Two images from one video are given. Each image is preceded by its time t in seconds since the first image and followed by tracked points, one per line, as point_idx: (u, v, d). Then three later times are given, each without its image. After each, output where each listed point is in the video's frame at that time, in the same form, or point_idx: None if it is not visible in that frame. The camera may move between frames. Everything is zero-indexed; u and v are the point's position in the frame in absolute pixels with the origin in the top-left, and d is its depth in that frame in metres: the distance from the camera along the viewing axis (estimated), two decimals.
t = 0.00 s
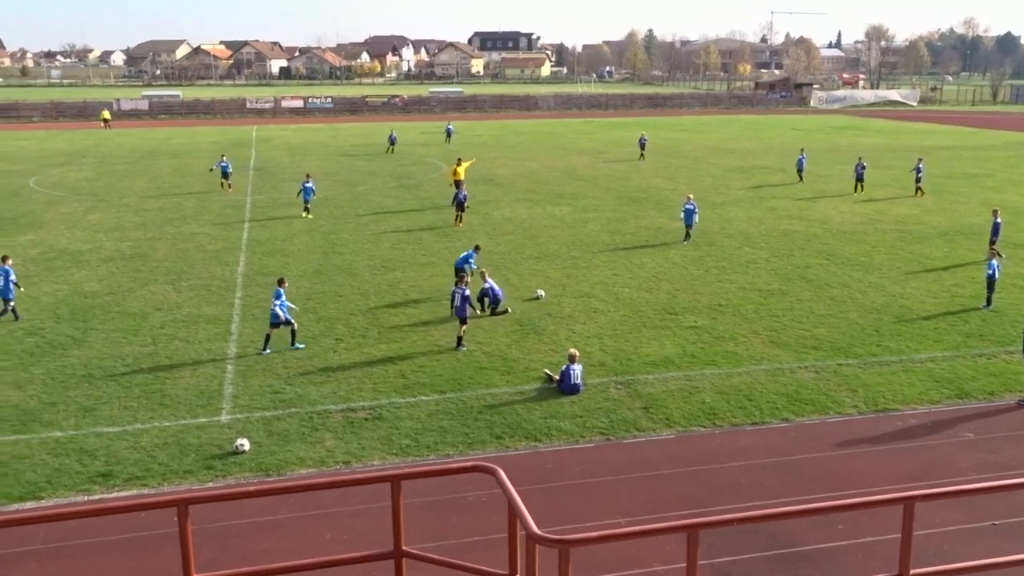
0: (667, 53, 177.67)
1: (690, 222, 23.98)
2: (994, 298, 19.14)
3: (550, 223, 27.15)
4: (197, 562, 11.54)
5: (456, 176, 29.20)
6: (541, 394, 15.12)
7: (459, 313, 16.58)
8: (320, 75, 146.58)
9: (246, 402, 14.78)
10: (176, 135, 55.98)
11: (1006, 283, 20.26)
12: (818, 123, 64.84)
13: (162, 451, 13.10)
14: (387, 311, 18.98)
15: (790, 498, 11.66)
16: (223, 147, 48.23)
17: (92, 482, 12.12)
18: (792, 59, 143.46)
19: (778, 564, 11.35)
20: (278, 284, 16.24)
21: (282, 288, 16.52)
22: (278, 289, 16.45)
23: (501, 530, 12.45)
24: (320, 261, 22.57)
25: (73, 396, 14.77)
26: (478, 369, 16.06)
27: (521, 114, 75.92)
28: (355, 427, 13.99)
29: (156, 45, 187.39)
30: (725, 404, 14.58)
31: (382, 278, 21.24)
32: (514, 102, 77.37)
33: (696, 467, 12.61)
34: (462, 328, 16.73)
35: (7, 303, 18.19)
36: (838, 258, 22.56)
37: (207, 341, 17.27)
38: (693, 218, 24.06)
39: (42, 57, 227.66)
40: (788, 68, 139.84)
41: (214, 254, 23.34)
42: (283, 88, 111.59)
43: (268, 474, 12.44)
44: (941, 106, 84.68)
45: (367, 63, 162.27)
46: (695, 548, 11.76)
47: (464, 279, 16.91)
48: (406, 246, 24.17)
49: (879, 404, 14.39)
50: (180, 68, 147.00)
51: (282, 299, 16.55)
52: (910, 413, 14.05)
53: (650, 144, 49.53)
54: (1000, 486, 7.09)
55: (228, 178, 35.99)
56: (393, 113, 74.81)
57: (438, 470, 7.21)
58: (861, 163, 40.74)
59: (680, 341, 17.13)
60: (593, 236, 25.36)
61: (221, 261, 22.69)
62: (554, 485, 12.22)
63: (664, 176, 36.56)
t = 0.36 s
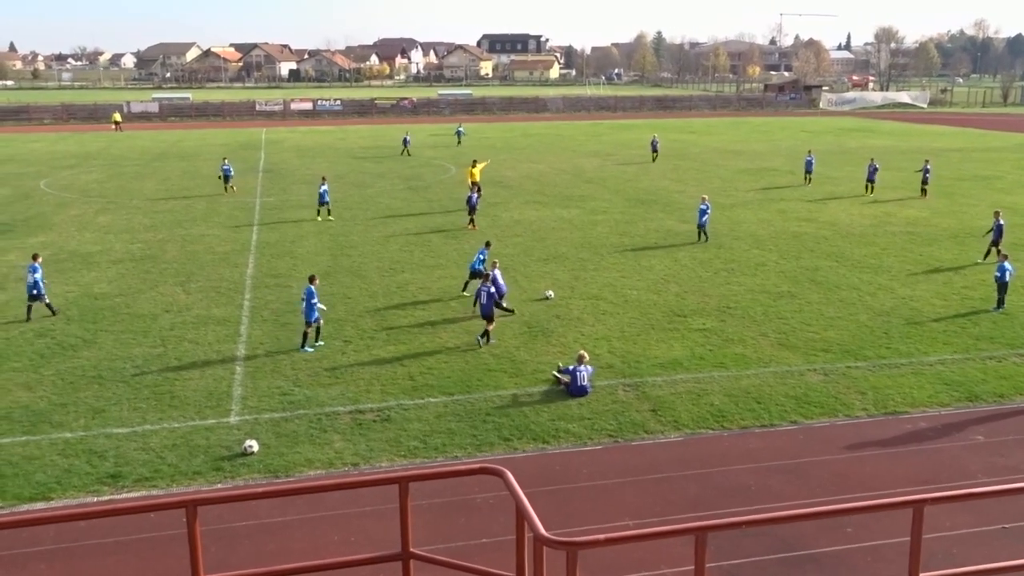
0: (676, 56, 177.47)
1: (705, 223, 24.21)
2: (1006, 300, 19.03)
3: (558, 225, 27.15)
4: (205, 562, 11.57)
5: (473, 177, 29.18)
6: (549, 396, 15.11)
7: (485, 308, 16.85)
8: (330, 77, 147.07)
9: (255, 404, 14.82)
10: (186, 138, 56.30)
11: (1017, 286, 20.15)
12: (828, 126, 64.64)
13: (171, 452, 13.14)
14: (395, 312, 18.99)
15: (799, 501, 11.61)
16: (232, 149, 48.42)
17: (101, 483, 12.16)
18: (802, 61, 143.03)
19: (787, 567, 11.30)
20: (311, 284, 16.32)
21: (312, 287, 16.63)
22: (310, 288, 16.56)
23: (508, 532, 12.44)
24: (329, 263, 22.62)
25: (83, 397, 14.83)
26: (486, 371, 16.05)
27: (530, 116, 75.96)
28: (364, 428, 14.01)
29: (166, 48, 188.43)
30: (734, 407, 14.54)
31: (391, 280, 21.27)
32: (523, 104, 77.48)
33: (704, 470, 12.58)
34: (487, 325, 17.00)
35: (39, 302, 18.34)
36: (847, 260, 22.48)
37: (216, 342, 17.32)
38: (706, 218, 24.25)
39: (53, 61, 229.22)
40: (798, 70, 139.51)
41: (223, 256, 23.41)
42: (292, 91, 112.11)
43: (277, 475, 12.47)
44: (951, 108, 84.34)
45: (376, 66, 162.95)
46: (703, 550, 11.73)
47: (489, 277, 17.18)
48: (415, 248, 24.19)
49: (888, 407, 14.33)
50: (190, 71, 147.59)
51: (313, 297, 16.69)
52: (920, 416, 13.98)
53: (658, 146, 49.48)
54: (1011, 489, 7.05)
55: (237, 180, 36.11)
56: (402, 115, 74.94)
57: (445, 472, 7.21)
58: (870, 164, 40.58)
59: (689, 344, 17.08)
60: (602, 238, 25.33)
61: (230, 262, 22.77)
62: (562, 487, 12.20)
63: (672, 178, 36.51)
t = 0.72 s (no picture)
0: (680, 57, 177.38)
1: (718, 223, 24.19)
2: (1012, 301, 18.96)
3: (563, 227, 27.14)
4: (209, 564, 11.58)
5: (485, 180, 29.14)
6: (554, 398, 15.10)
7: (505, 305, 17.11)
8: (334, 79, 147.33)
9: (260, 406, 14.83)
10: (191, 140, 56.42)
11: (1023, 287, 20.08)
12: (832, 127, 64.56)
13: (176, 453, 13.16)
14: (399, 314, 19.00)
15: (804, 503, 11.58)
16: (236, 152, 48.49)
17: (106, 485, 12.18)
18: (807, 62, 142.84)
19: (791, 569, 11.27)
20: (340, 281, 16.54)
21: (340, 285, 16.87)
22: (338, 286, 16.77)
23: (512, 534, 12.43)
24: (333, 265, 22.63)
25: (88, 399, 14.86)
26: (491, 373, 16.06)
27: (534, 117, 75.94)
28: (368, 430, 14.02)
29: (170, 49, 188.90)
30: (738, 408, 14.51)
31: (395, 282, 21.28)
32: (527, 106, 77.51)
33: (709, 471, 12.57)
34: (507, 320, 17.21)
35: (63, 299, 18.77)
36: (852, 262, 22.43)
37: (221, 344, 17.34)
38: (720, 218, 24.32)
39: (60, 63, 229.65)
40: (802, 71, 139.32)
41: (228, 258, 23.44)
42: (296, 93, 112.34)
43: (281, 477, 12.48)
44: (956, 109, 84.19)
45: (381, 68, 163.26)
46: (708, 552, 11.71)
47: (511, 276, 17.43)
48: (419, 250, 24.21)
49: (893, 409, 14.29)
50: (195, 73, 147.87)
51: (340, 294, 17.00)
52: (925, 418, 13.94)
53: (663, 147, 49.44)
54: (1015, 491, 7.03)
55: (242, 182, 36.16)
56: (406, 117, 74.98)
57: (449, 474, 7.22)
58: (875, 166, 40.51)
59: (693, 345, 17.06)
60: (606, 240, 25.32)
61: (234, 264, 22.81)
62: (566, 489, 12.19)
63: (676, 179, 36.46)
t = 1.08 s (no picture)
0: (680, 59, 177.36)
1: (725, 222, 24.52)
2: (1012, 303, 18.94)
3: (562, 229, 27.15)
4: (209, 566, 11.57)
5: (493, 182, 29.15)
6: (554, 400, 15.08)
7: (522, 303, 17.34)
8: (334, 82, 147.29)
9: (259, 408, 14.83)
10: (191, 142, 56.41)
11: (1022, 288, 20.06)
12: (832, 128, 64.56)
13: (176, 456, 13.16)
14: (399, 316, 19.00)
15: (804, 504, 11.56)
16: (236, 154, 48.50)
17: (105, 487, 12.18)
18: (807, 64, 142.96)
19: (792, 571, 11.25)
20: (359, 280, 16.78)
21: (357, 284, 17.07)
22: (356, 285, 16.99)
23: (512, 536, 12.42)
24: (333, 267, 22.64)
25: (87, 401, 14.86)
26: (490, 375, 16.04)
27: (534, 120, 75.96)
28: (368, 432, 14.01)
29: (170, 51, 189.13)
30: (738, 410, 14.50)
31: (395, 284, 21.28)
32: (527, 108, 77.52)
33: (708, 473, 12.55)
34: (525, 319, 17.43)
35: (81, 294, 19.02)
36: (852, 263, 22.42)
37: (221, 346, 17.35)
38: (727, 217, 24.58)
39: (60, 66, 229.93)
40: (802, 72, 139.39)
41: (228, 260, 23.44)
42: (296, 95, 112.39)
43: (281, 479, 12.48)
44: (956, 111, 84.21)
45: (381, 69, 163.25)
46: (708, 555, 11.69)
47: (528, 273, 17.73)
48: (419, 252, 24.21)
49: (893, 410, 14.27)
50: (195, 75, 148.03)
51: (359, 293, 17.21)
52: (925, 419, 13.92)
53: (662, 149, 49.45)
54: (1015, 493, 7.02)
55: (242, 184, 36.17)
56: (406, 119, 74.98)
57: (448, 476, 7.23)
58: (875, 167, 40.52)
59: (693, 348, 17.04)
60: (606, 242, 25.33)
61: (234, 267, 22.82)
62: (566, 491, 12.18)
63: (676, 181, 36.47)
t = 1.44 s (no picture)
0: (667, 62, 177.95)
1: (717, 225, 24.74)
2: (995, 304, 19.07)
3: (549, 231, 27.17)
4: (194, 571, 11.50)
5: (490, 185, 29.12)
6: (540, 402, 15.08)
7: (529, 303, 17.64)
8: (320, 84, 146.94)
9: (244, 411, 14.76)
10: (176, 143, 56.10)
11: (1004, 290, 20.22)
12: (817, 131, 64.90)
13: (160, 459, 13.08)
14: (385, 319, 18.96)
15: (790, 506, 11.60)
16: (221, 156, 48.28)
17: (89, 491, 12.09)
18: (791, 67, 143.78)
19: (777, 572, 11.28)
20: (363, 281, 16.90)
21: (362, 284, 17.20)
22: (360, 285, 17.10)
23: (498, 538, 12.41)
24: (318, 269, 22.57)
25: (70, 404, 14.75)
26: (477, 377, 16.03)
27: (521, 122, 76.01)
28: (354, 435, 13.96)
29: (155, 52, 188.29)
30: (723, 412, 14.54)
31: (381, 286, 21.24)
32: (514, 110, 77.54)
33: (694, 475, 12.57)
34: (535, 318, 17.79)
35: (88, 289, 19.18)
36: (837, 266, 22.54)
37: (205, 349, 17.26)
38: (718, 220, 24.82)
39: (44, 66, 228.56)
40: (787, 75, 140.07)
41: (212, 263, 23.33)
42: (282, 97, 112.02)
43: (266, 482, 12.42)
44: (939, 114, 84.87)
45: (365, 72, 162.54)
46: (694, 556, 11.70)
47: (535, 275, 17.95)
48: (405, 254, 24.17)
49: (878, 412, 14.34)
50: (180, 77, 147.41)
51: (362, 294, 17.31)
52: (909, 421, 14.00)
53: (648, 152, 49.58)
54: (998, 493, 7.08)
55: (227, 186, 36.01)
56: (392, 121, 74.87)
57: (434, 479, 7.21)
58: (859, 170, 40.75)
59: (678, 350, 17.08)
60: (592, 244, 25.37)
61: (220, 269, 22.71)
62: (552, 493, 12.18)
63: (663, 183, 36.57)
